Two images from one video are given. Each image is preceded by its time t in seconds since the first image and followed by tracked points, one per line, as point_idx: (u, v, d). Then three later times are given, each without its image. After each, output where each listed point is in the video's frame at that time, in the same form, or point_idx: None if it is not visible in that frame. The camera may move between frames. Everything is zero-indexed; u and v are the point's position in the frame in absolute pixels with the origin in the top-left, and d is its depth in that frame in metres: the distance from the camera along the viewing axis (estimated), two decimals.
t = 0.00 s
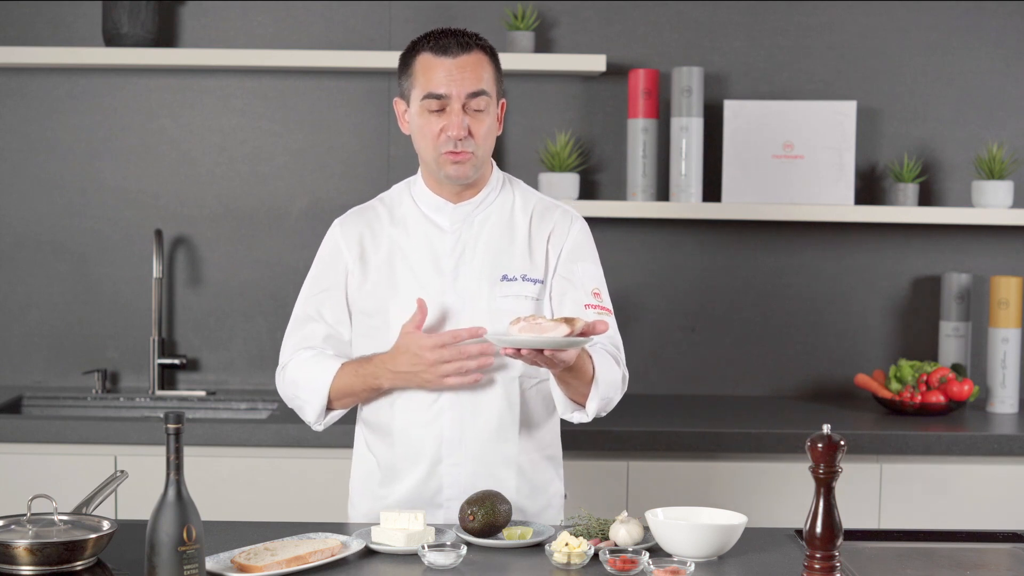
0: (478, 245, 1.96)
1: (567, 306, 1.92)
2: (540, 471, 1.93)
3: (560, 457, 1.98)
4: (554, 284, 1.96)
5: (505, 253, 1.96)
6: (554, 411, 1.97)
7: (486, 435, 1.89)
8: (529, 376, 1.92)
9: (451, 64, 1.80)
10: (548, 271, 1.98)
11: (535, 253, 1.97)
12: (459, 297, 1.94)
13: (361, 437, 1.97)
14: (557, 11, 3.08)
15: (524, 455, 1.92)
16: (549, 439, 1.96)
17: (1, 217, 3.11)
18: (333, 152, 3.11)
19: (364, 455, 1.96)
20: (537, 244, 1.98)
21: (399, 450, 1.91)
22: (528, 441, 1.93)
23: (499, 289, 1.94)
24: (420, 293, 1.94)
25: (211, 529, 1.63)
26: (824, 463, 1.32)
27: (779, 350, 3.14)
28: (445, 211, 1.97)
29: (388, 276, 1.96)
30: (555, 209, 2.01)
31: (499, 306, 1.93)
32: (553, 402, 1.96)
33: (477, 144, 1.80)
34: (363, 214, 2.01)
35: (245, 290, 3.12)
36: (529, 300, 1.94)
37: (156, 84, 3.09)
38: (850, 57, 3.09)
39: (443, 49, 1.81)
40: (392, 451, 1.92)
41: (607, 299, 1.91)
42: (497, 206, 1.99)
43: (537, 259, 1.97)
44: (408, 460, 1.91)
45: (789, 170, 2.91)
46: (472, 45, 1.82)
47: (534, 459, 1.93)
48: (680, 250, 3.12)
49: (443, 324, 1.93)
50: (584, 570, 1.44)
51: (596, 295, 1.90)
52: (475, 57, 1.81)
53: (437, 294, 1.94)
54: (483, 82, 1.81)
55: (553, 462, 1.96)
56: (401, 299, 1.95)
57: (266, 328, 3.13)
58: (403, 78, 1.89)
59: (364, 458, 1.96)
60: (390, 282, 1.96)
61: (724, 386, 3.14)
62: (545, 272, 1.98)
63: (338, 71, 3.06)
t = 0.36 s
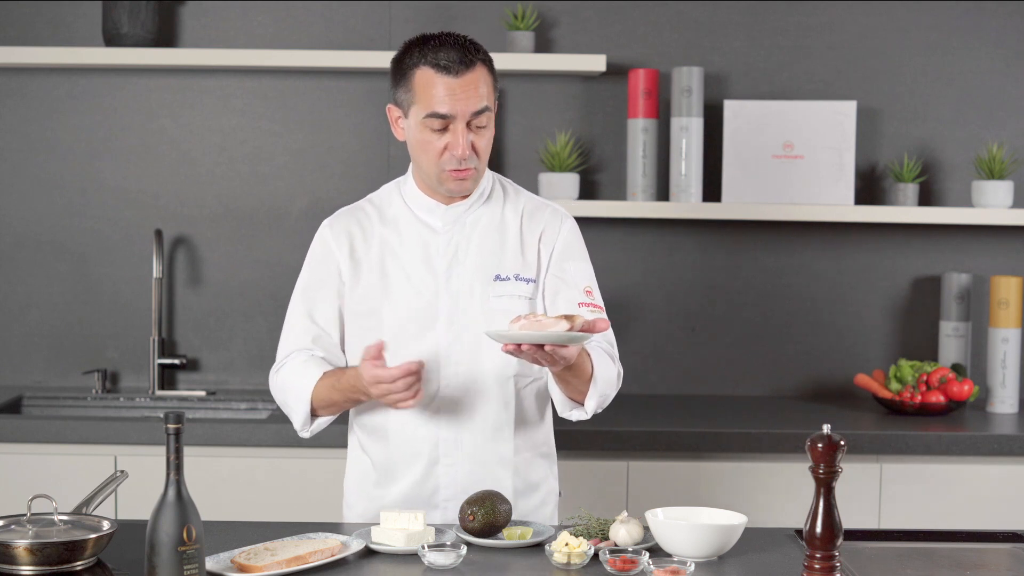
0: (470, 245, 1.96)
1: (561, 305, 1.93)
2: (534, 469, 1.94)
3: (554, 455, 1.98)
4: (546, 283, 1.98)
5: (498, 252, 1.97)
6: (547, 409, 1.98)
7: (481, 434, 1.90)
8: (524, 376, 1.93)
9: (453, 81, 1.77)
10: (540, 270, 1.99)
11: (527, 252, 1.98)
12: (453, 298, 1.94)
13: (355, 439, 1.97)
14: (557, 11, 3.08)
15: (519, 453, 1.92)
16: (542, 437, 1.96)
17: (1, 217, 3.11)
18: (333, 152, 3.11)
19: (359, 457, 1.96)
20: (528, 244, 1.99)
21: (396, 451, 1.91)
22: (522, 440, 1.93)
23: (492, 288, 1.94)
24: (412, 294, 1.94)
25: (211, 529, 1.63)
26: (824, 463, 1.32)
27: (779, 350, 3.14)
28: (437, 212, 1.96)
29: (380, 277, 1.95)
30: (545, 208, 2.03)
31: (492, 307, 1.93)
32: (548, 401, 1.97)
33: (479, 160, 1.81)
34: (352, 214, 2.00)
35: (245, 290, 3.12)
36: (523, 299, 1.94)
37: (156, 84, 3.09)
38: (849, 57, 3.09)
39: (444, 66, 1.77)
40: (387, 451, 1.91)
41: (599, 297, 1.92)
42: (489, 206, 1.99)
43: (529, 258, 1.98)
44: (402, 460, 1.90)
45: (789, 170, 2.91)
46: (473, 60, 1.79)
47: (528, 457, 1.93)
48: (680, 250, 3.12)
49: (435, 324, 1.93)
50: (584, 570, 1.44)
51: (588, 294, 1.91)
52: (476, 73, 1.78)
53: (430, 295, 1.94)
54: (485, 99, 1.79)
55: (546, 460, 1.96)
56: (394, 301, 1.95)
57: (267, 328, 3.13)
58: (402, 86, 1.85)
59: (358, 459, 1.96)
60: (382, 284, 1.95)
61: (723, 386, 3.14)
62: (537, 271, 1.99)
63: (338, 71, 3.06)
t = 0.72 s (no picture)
0: (470, 247, 1.96)
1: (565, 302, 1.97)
2: (543, 465, 1.96)
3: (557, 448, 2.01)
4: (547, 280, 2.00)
5: (498, 253, 1.97)
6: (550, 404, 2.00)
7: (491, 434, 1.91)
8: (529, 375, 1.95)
9: (456, 91, 1.77)
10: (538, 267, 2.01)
11: (525, 251, 1.99)
12: (456, 302, 1.94)
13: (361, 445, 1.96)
14: (557, 11, 3.08)
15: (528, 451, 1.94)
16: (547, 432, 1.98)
17: (1, 217, 3.11)
18: (333, 152, 3.11)
19: (367, 461, 1.95)
20: (526, 242, 2.00)
21: (409, 456, 1.91)
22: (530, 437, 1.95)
23: (495, 290, 1.95)
24: (413, 299, 1.94)
25: (211, 529, 1.63)
26: (824, 463, 1.32)
27: (779, 350, 3.14)
28: (434, 216, 1.96)
29: (380, 283, 1.95)
30: (539, 204, 2.04)
31: (497, 308, 1.94)
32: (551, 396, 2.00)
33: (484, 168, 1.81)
34: (345, 222, 1.99)
35: (245, 290, 3.12)
36: (526, 298, 1.95)
37: (155, 84, 3.09)
38: (849, 57, 3.09)
39: (446, 76, 1.77)
40: (398, 455, 1.91)
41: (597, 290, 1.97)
42: (486, 207, 1.99)
43: (528, 256, 1.99)
44: (415, 463, 1.91)
45: (789, 170, 2.91)
46: (475, 69, 1.79)
47: (537, 454, 1.95)
48: (681, 250, 3.12)
49: (438, 329, 1.93)
50: (585, 569, 1.44)
51: (587, 287, 1.96)
52: (478, 82, 1.79)
53: (432, 298, 1.94)
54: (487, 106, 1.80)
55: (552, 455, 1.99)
56: (395, 305, 1.94)
57: (266, 328, 3.13)
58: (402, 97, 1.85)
59: (368, 463, 1.95)
60: (382, 289, 1.95)
61: (723, 386, 3.14)
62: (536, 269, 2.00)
63: (338, 71, 3.06)
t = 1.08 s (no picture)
0: (506, 248, 1.96)
1: (601, 309, 1.98)
2: (568, 469, 1.96)
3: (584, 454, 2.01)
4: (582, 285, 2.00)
5: (534, 255, 1.97)
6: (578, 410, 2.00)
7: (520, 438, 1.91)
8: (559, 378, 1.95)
9: (500, 90, 1.77)
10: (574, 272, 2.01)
11: (561, 254, 1.99)
12: (491, 302, 1.93)
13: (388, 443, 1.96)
14: (557, 11, 3.08)
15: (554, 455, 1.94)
16: (573, 438, 1.98)
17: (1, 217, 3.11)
18: (333, 152, 3.11)
19: (394, 459, 1.95)
20: (562, 245, 2.00)
21: (436, 455, 1.90)
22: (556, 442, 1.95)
23: (531, 292, 1.94)
24: (448, 299, 1.94)
25: (211, 529, 1.63)
26: (824, 463, 1.32)
27: (779, 350, 3.14)
28: (472, 215, 1.96)
29: (416, 282, 1.95)
30: (575, 209, 2.05)
31: (532, 310, 1.94)
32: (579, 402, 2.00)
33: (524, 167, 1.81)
34: (382, 218, 1.99)
35: (245, 290, 3.12)
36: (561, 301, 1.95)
37: (156, 84, 3.09)
38: (849, 57, 3.09)
39: (491, 74, 1.77)
40: (425, 453, 1.91)
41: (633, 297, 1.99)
42: (522, 208, 1.99)
43: (564, 260, 1.99)
44: (441, 462, 1.90)
45: (789, 170, 2.91)
46: (519, 68, 1.79)
47: (563, 459, 1.95)
48: (681, 250, 3.12)
49: (472, 328, 1.93)
50: (584, 570, 1.44)
51: (623, 293, 1.98)
52: (522, 82, 1.78)
53: (468, 299, 1.94)
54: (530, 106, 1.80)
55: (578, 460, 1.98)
56: (430, 305, 1.94)
57: (266, 328, 3.13)
58: (445, 93, 1.85)
59: (394, 462, 1.95)
60: (418, 288, 1.95)
61: (723, 386, 3.14)
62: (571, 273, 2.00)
63: (338, 71, 3.06)
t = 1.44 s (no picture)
0: (560, 250, 1.96)
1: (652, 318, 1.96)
2: (608, 477, 1.94)
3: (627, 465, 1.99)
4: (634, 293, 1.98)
5: (587, 259, 1.97)
6: (625, 423, 1.98)
7: (562, 443, 1.89)
8: (602, 387, 1.93)
9: (551, 76, 1.81)
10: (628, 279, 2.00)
11: (616, 261, 1.99)
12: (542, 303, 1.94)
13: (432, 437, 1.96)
14: (557, 11, 3.08)
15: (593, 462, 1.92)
16: (617, 448, 1.96)
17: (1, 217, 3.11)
18: (333, 152, 3.11)
19: (435, 452, 1.95)
20: (616, 252, 1.99)
21: (474, 451, 1.89)
22: (597, 449, 1.94)
23: (581, 295, 1.94)
24: (500, 297, 1.94)
25: (211, 529, 1.63)
26: (824, 463, 1.32)
27: (779, 350, 3.14)
28: (528, 215, 1.96)
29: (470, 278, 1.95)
30: (636, 217, 2.03)
31: (581, 314, 1.94)
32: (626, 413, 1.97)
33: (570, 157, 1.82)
34: (441, 212, 2.00)
35: (245, 290, 3.12)
36: (612, 307, 1.95)
37: (156, 84, 3.09)
38: (849, 57, 3.09)
39: (544, 60, 1.81)
40: (464, 450, 1.91)
41: (687, 310, 1.97)
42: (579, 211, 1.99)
43: (618, 267, 1.98)
44: (479, 460, 1.89)
45: (789, 170, 2.91)
46: (571, 57, 1.82)
47: (603, 466, 1.93)
48: (681, 250, 3.12)
49: (525, 328, 1.93)
50: (584, 570, 1.44)
51: (677, 306, 1.96)
52: (574, 70, 1.82)
53: (519, 299, 1.94)
54: (580, 96, 1.82)
55: (620, 470, 1.96)
56: (482, 302, 1.94)
57: (266, 328, 3.13)
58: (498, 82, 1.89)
59: (435, 455, 1.95)
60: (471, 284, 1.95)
61: (723, 386, 3.14)
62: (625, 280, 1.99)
63: (338, 71, 3.06)
